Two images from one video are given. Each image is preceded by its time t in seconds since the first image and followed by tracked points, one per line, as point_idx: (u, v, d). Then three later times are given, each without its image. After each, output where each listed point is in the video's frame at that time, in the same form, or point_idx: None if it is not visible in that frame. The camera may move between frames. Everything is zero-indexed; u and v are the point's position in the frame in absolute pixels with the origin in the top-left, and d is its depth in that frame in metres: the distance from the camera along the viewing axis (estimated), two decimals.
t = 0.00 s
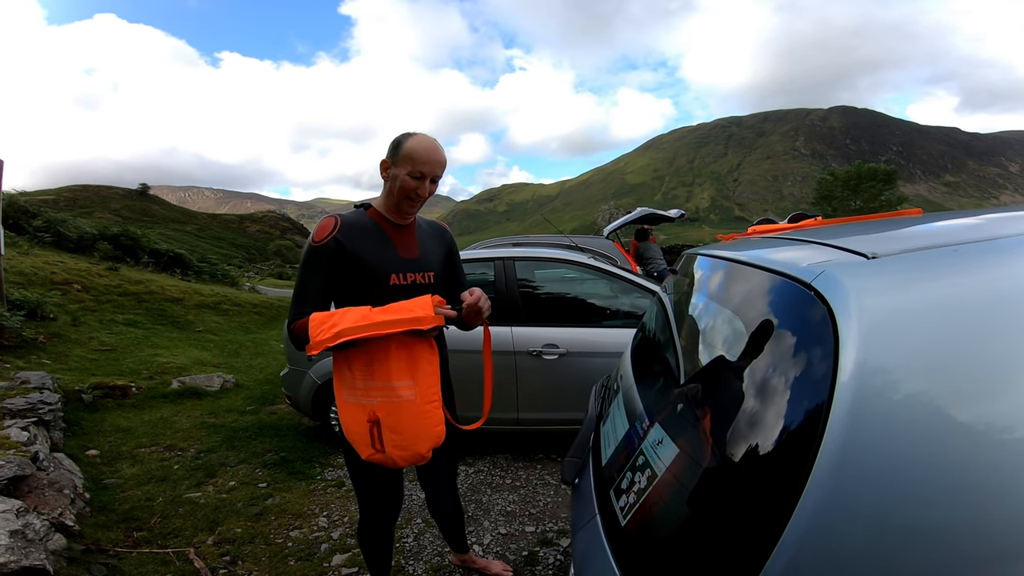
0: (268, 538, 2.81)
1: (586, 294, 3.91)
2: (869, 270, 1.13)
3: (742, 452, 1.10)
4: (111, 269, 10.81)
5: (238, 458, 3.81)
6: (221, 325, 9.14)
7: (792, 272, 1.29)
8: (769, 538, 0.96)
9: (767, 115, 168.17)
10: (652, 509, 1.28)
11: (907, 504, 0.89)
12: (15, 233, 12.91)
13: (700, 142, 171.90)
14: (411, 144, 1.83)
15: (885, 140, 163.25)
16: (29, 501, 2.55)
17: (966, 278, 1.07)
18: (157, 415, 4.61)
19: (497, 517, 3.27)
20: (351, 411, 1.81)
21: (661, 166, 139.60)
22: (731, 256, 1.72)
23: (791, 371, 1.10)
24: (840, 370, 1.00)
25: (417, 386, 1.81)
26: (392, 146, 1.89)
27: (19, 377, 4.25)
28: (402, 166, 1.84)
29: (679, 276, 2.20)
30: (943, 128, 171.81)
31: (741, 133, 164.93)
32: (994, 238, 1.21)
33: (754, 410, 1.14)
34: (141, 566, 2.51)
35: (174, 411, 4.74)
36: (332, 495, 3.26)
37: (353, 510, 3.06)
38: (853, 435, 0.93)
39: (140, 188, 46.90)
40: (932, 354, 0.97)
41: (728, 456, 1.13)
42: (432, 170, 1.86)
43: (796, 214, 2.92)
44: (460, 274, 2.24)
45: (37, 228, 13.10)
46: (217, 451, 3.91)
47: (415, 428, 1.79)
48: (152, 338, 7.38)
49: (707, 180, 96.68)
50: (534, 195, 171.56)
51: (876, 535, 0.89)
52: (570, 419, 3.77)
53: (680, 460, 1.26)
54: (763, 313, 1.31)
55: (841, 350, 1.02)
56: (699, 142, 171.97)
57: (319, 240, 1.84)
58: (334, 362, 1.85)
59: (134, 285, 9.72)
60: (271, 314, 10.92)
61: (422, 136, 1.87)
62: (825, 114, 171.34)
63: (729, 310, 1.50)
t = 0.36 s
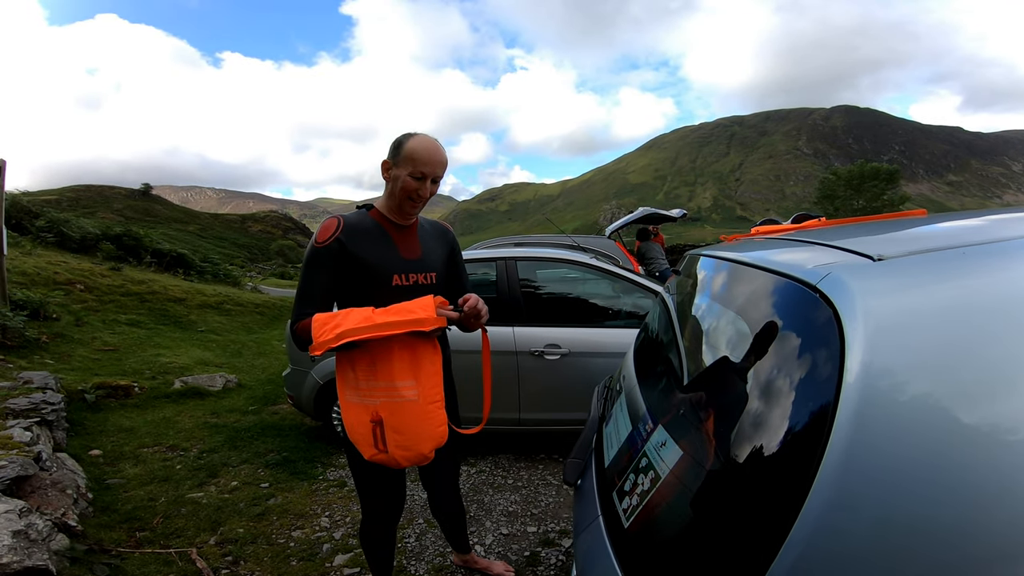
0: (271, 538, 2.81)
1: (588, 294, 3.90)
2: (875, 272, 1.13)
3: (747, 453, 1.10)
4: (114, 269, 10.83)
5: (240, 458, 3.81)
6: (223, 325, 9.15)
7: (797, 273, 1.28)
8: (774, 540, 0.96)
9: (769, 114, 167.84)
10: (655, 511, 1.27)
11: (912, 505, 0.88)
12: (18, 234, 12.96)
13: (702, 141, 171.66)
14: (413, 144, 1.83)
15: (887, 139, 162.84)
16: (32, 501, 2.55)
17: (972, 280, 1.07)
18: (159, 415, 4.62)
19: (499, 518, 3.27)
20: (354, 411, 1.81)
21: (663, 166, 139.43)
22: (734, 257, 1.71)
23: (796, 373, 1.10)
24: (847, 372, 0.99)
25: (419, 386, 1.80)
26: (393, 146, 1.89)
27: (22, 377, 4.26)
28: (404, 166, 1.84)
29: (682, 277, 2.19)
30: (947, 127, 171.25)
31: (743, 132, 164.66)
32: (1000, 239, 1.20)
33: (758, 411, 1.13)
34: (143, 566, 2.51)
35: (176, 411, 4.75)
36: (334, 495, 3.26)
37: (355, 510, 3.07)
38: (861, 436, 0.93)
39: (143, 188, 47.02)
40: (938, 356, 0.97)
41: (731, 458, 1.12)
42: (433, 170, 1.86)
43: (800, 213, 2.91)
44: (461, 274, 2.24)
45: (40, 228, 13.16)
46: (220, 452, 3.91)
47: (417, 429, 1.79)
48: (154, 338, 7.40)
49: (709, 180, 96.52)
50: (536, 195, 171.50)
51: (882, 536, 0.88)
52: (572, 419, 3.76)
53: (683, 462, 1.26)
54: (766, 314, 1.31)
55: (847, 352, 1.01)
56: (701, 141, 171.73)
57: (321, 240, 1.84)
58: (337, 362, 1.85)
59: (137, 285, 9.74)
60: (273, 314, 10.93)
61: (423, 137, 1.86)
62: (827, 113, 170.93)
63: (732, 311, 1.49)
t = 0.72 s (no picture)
0: (269, 539, 2.80)
1: (588, 294, 3.89)
2: (877, 271, 1.12)
3: (748, 454, 1.09)
4: (115, 270, 10.84)
5: (240, 459, 3.81)
6: (224, 325, 9.15)
7: (798, 273, 1.27)
8: (776, 542, 0.95)
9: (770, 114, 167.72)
10: (654, 515, 1.26)
11: (916, 507, 0.87)
12: (19, 235, 12.99)
13: (703, 142, 171.56)
14: (410, 144, 1.82)
15: (889, 140, 162.64)
16: (30, 502, 2.55)
17: (977, 281, 1.05)
18: (159, 415, 4.62)
19: (499, 519, 3.26)
20: (352, 411, 1.80)
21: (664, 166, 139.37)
22: (734, 257, 1.70)
23: (797, 374, 1.09)
24: (850, 372, 0.98)
25: (418, 386, 1.80)
26: (391, 146, 1.88)
27: (22, 377, 4.26)
28: (401, 166, 1.83)
29: (683, 278, 2.18)
30: (948, 127, 170.99)
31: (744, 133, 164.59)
32: (1003, 238, 1.19)
33: (759, 413, 1.12)
34: (141, 567, 2.50)
35: (176, 412, 4.74)
36: (333, 496, 3.25)
37: (354, 511, 3.06)
38: (864, 438, 0.92)
39: (144, 189, 47.08)
40: (942, 356, 0.96)
41: (732, 459, 1.11)
42: (431, 170, 1.85)
43: (801, 214, 2.90)
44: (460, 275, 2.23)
45: (41, 228, 13.19)
46: (219, 452, 3.91)
47: (416, 429, 1.78)
48: (155, 339, 7.40)
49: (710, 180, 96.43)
50: (537, 195, 171.50)
51: (886, 539, 0.87)
52: (573, 420, 3.75)
53: (682, 465, 1.25)
54: (767, 314, 1.30)
55: (850, 352, 1.00)
56: (702, 142, 171.62)
57: (319, 240, 1.84)
58: (335, 363, 1.84)
59: (138, 286, 9.74)
60: (274, 315, 10.93)
61: (421, 136, 1.85)
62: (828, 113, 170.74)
63: (733, 311, 1.48)
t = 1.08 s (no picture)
0: (268, 540, 2.79)
1: (589, 294, 3.87)
2: (889, 268, 1.09)
3: (755, 456, 1.07)
4: (115, 269, 10.83)
5: (239, 459, 3.79)
6: (224, 325, 9.13)
7: (808, 269, 1.25)
8: (788, 548, 0.93)
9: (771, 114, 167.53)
10: (657, 519, 1.24)
11: (932, 514, 0.85)
12: (20, 234, 12.98)
13: (704, 141, 171.35)
14: (408, 139, 1.81)
15: (890, 139, 162.41)
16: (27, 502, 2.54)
17: (992, 277, 1.03)
18: (158, 415, 4.60)
19: (499, 520, 3.24)
20: (349, 411, 1.78)
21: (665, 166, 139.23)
22: (738, 254, 1.68)
23: (806, 375, 1.07)
24: (863, 373, 0.96)
25: (416, 386, 1.78)
26: (387, 143, 1.86)
27: (20, 377, 4.24)
28: (401, 162, 1.82)
29: (684, 276, 2.16)
30: (950, 127, 170.70)
31: (745, 133, 164.43)
32: (1017, 234, 1.17)
33: (766, 414, 1.10)
34: (138, 568, 2.49)
35: (175, 412, 4.73)
36: (332, 496, 3.24)
37: (353, 512, 3.04)
38: (878, 442, 0.89)
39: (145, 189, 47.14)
40: (958, 357, 0.93)
41: (738, 461, 1.09)
42: (431, 164, 1.84)
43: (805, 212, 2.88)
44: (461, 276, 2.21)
45: (42, 228, 13.21)
46: (218, 452, 3.89)
47: (414, 430, 1.76)
48: (155, 339, 7.38)
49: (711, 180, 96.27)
50: (538, 195, 171.47)
51: (903, 545, 0.85)
52: (573, 420, 3.73)
53: (686, 468, 1.23)
54: (774, 312, 1.27)
55: (863, 352, 0.98)
56: (703, 141, 171.49)
57: (317, 238, 1.82)
58: (333, 362, 1.82)
59: (138, 285, 9.72)
60: (274, 315, 10.92)
61: (417, 132, 1.84)
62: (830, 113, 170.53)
63: (737, 310, 1.46)
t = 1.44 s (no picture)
0: (264, 540, 2.78)
1: (588, 292, 3.86)
2: (893, 262, 1.08)
3: (755, 455, 1.06)
4: (114, 268, 10.83)
5: (236, 458, 3.78)
6: (223, 324, 9.12)
7: (810, 264, 1.23)
8: (790, 549, 0.91)
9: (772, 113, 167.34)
10: (653, 521, 1.23)
11: (937, 514, 0.84)
12: (19, 233, 12.99)
13: (704, 141, 171.27)
14: (403, 127, 1.83)
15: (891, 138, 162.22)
16: (22, 501, 2.53)
17: (997, 272, 1.02)
18: (156, 414, 4.59)
19: (497, 519, 3.23)
20: (346, 410, 1.77)
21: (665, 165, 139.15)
22: (738, 250, 1.66)
23: (807, 374, 1.06)
24: (867, 371, 0.95)
25: (413, 385, 1.76)
26: (380, 137, 1.87)
27: (18, 375, 4.23)
28: (401, 149, 1.82)
29: (683, 273, 2.14)
30: (950, 126, 170.54)
31: (746, 132, 164.29)
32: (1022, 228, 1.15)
33: (766, 413, 1.09)
34: (133, 568, 2.47)
35: (173, 411, 4.72)
36: (330, 496, 3.22)
37: (350, 512, 3.03)
38: (883, 440, 0.88)
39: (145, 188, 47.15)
40: (964, 355, 0.92)
41: (737, 460, 1.08)
42: (430, 147, 1.87)
43: (806, 209, 2.85)
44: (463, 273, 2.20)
45: (42, 227, 13.21)
46: (215, 451, 3.88)
47: (411, 430, 1.75)
48: (154, 338, 7.37)
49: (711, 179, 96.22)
50: (538, 194, 171.42)
51: (907, 547, 0.84)
52: (572, 419, 3.72)
53: (683, 468, 1.22)
54: (774, 309, 1.26)
55: (868, 349, 0.97)
56: (704, 141, 171.39)
57: (312, 234, 1.80)
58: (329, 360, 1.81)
59: (137, 284, 9.72)
60: (273, 314, 10.92)
61: (405, 122, 1.86)
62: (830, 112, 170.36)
63: (736, 308, 1.44)
